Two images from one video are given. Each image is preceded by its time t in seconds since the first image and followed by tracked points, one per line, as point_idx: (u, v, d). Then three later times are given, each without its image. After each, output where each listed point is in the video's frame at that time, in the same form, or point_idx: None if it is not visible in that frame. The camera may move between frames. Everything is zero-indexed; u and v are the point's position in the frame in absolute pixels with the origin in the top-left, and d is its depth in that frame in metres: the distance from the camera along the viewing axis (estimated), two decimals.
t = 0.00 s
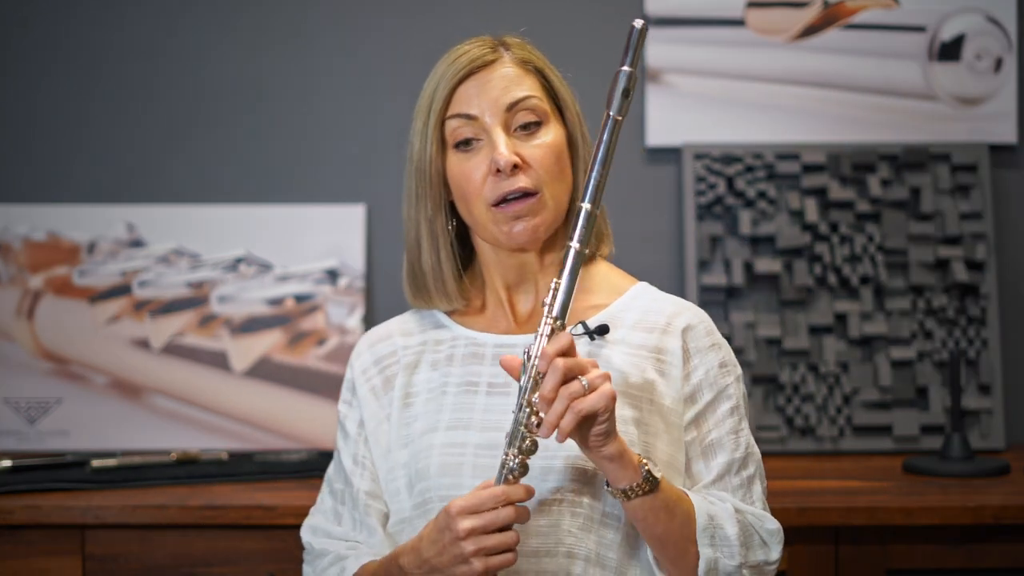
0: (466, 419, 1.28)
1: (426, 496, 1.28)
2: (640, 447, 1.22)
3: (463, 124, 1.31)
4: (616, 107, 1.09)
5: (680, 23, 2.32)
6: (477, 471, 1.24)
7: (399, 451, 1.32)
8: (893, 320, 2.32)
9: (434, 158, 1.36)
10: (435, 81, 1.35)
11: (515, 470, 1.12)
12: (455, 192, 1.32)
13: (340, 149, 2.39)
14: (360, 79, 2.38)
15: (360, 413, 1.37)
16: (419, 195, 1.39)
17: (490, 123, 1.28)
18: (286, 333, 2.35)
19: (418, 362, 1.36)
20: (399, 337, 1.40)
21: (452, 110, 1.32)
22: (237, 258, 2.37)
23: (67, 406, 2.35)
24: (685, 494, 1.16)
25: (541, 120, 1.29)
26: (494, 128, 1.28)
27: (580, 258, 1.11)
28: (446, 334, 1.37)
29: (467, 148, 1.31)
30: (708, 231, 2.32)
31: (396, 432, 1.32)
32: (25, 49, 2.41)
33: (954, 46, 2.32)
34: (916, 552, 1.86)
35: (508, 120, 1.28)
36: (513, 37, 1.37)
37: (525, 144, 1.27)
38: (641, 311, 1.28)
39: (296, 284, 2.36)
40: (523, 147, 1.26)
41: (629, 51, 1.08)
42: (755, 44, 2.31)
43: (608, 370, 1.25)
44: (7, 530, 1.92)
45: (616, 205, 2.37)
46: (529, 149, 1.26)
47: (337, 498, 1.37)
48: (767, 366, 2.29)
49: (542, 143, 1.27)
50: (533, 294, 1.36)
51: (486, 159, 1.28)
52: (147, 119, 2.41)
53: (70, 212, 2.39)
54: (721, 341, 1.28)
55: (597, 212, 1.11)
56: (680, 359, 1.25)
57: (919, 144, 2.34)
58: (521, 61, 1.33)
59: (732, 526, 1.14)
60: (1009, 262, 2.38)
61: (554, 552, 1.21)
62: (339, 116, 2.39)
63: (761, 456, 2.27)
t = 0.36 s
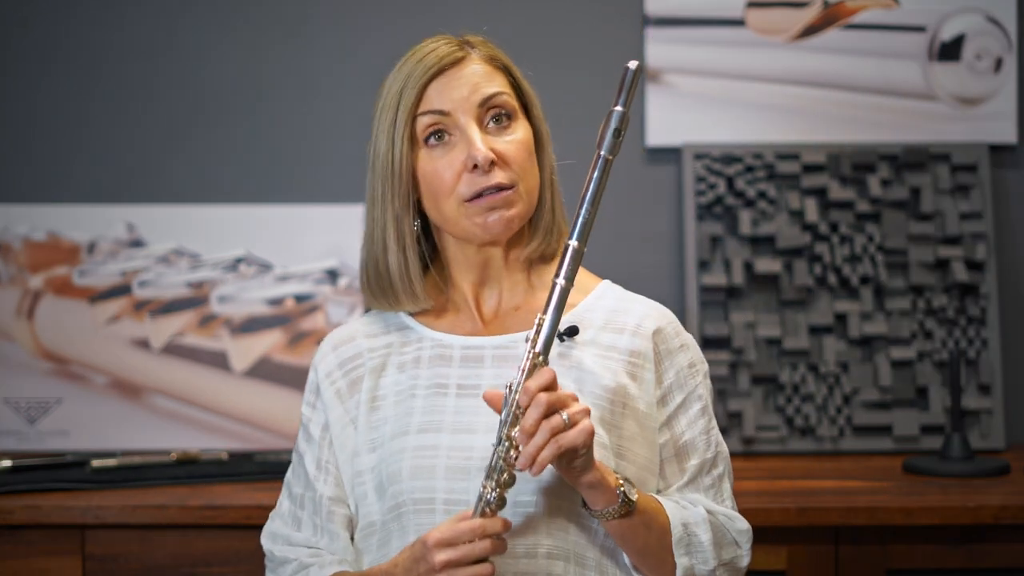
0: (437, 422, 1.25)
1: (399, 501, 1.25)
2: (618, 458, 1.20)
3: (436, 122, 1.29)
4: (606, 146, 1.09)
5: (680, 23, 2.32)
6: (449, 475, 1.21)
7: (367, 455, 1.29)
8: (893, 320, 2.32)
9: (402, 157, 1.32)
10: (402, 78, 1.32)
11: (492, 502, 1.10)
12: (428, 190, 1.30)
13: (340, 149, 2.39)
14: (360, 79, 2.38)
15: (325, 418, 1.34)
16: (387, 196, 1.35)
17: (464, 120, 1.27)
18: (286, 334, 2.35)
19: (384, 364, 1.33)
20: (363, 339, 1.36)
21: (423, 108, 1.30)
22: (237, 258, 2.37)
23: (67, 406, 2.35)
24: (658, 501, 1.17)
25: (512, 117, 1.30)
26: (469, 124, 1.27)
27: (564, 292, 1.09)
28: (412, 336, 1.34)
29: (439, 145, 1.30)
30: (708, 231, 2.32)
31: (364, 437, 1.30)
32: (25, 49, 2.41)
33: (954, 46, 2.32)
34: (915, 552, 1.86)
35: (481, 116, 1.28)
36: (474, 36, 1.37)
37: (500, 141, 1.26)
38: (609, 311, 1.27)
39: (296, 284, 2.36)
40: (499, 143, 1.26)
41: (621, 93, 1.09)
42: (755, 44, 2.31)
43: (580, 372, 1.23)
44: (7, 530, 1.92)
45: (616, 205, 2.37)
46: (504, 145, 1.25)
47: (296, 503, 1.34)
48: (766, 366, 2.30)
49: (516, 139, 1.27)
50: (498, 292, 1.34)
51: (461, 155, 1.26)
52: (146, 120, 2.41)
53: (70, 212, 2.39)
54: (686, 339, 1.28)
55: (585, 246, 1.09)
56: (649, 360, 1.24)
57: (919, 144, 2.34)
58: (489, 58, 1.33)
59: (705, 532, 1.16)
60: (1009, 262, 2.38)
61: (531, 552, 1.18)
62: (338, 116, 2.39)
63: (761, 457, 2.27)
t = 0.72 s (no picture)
0: (415, 426, 1.24)
1: (380, 505, 1.25)
2: (598, 454, 1.20)
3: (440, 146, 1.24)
4: (606, 163, 1.09)
5: (680, 23, 2.32)
6: (429, 477, 1.21)
7: (347, 462, 1.29)
8: (893, 319, 2.32)
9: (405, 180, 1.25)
10: (411, 96, 1.24)
11: (483, 511, 1.10)
12: (426, 212, 1.26)
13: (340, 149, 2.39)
14: (359, 78, 2.38)
15: (304, 427, 1.34)
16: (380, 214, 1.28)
17: (469, 148, 1.23)
18: (286, 334, 2.35)
19: (362, 372, 1.33)
20: (340, 348, 1.36)
21: (431, 131, 1.24)
22: (237, 258, 2.37)
23: (67, 406, 2.35)
24: (647, 502, 1.17)
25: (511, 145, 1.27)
26: (475, 154, 1.23)
27: (561, 304, 1.09)
28: (388, 342, 1.34)
29: (440, 169, 1.25)
30: (709, 230, 2.32)
31: (343, 444, 1.30)
32: (26, 49, 2.41)
33: (954, 46, 2.32)
34: (916, 552, 1.86)
35: (485, 146, 1.24)
36: (475, 52, 1.31)
37: (501, 171, 1.24)
38: (583, 309, 1.26)
39: (296, 284, 2.36)
40: (501, 176, 1.23)
41: (622, 110, 1.09)
42: (754, 44, 2.31)
43: (557, 373, 1.23)
44: (7, 530, 1.92)
45: (616, 205, 2.37)
46: (505, 178, 1.23)
47: (279, 513, 1.34)
48: (767, 366, 2.30)
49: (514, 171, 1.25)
50: (471, 297, 1.33)
51: (464, 182, 1.23)
52: (146, 120, 2.41)
53: (70, 212, 2.39)
54: (661, 332, 1.27)
55: (582, 259, 1.10)
56: (625, 358, 1.23)
57: (919, 144, 2.34)
58: (495, 83, 1.28)
59: (698, 526, 1.17)
60: (1008, 262, 2.38)
61: (516, 550, 1.18)
62: (337, 116, 2.39)
63: (761, 457, 2.28)
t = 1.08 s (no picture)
0: (413, 425, 1.24)
1: (378, 505, 1.25)
2: (596, 454, 1.19)
3: (438, 146, 1.24)
4: (604, 155, 1.11)
5: (680, 23, 2.32)
6: (427, 476, 1.21)
7: (346, 462, 1.29)
8: (893, 319, 2.32)
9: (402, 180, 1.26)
10: (410, 96, 1.24)
11: (482, 503, 1.10)
12: (425, 213, 1.26)
13: (341, 149, 2.39)
14: (358, 78, 2.38)
15: (304, 428, 1.34)
16: (380, 215, 1.29)
17: (466, 148, 1.23)
18: (286, 334, 2.35)
19: (361, 372, 1.33)
20: (339, 348, 1.36)
21: (429, 132, 1.23)
22: (238, 258, 2.36)
23: (67, 406, 2.35)
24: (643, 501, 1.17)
25: (509, 146, 1.27)
26: (473, 155, 1.23)
27: (560, 297, 1.11)
28: (387, 343, 1.34)
29: (438, 170, 1.25)
30: (709, 231, 2.32)
31: (341, 444, 1.30)
32: (26, 49, 2.40)
33: (954, 46, 2.32)
34: (915, 552, 1.86)
35: (482, 146, 1.24)
36: (475, 52, 1.31)
37: (499, 172, 1.24)
38: (582, 309, 1.27)
39: (296, 285, 2.35)
40: (499, 177, 1.23)
41: (620, 103, 1.10)
42: (754, 44, 2.31)
43: (555, 372, 1.23)
44: (7, 530, 1.92)
45: (616, 205, 2.37)
46: (503, 179, 1.23)
47: (279, 514, 1.34)
48: (767, 366, 2.30)
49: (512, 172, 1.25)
50: (471, 298, 1.34)
51: (461, 183, 1.22)
52: (146, 120, 2.41)
53: (70, 212, 2.38)
54: (659, 333, 1.28)
55: (581, 251, 1.11)
56: (624, 357, 1.23)
57: (919, 144, 2.34)
58: (494, 83, 1.28)
59: (692, 527, 1.17)
60: (1008, 262, 2.38)
61: (512, 549, 1.18)
62: (337, 117, 2.39)
63: (761, 457, 2.28)
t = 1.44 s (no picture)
0: (423, 425, 1.24)
1: (387, 505, 1.24)
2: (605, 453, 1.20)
3: (445, 139, 1.24)
4: (618, 154, 1.12)
5: (680, 23, 2.32)
6: (436, 477, 1.20)
7: (355, 462, 1.29)
8: (893, 319, 2.32)
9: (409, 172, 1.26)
10: (418, 89, 1.25)
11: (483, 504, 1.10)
12: (432, 206, 1.26)
13: (341, 150, 2.39)
14: (358, 78, 2.38)
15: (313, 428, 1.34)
16: (388, 208, 1.29)
17: (472, 141, 1.23)
18: (286, 334, 2.34)
19: (370, 373, 1.33)
20: (349, 348, 1.36)
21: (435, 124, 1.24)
22: (237, 258, 2.36)
23: (67, 406, 2.35)
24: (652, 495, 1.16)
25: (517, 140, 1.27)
26: (479, 147, 1.23)
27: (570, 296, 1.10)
28: (397, 343, 1.34)
29: (444, 163, 1.26)
30: (709, 231, 2.32)
31: (350, 445, 1.30)
32: (25, 49, 2.40)
33: (954, 46, 2.32)
34: (916, 552, 1.86)
35: (489, 140, 1.24)
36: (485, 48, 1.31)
37: (505, 165, 1.24)
38: (591, 309, 1.27)
39: (296, 285, 2.35)
40: (505, 170, 1.23)
41: (636, 101, 1.13)
42: (754, 44, 2.31)
43: (565, 372, 1.24)
44: (6, 530, 1.92)
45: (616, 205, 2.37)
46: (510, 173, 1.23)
47: (289, 514, 1.34)
48: (767, 366, 2.30)
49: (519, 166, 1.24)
50: (481, 297, 1.33)
51: (467, 176, 1.23)
52: (147, 120, 2.41)
53: (70, 212, 2.38)
54: (669, 334, 1.28)
55: (592, 251, 1.11)
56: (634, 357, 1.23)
57: (918, 144, 2.34)
58: (502, 78, 1.28)
59: (699, 525, 1.16)
60: (1008, 263, 2.38)
61: (521, 550, 1.18)
62: (337, 116, 2.39)
63: (761, 457, 2.27)
